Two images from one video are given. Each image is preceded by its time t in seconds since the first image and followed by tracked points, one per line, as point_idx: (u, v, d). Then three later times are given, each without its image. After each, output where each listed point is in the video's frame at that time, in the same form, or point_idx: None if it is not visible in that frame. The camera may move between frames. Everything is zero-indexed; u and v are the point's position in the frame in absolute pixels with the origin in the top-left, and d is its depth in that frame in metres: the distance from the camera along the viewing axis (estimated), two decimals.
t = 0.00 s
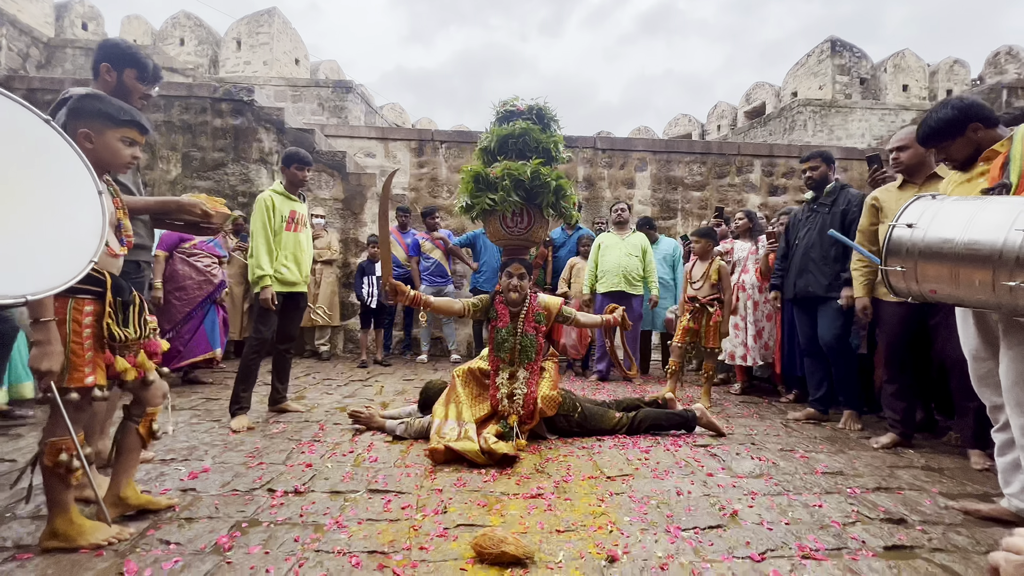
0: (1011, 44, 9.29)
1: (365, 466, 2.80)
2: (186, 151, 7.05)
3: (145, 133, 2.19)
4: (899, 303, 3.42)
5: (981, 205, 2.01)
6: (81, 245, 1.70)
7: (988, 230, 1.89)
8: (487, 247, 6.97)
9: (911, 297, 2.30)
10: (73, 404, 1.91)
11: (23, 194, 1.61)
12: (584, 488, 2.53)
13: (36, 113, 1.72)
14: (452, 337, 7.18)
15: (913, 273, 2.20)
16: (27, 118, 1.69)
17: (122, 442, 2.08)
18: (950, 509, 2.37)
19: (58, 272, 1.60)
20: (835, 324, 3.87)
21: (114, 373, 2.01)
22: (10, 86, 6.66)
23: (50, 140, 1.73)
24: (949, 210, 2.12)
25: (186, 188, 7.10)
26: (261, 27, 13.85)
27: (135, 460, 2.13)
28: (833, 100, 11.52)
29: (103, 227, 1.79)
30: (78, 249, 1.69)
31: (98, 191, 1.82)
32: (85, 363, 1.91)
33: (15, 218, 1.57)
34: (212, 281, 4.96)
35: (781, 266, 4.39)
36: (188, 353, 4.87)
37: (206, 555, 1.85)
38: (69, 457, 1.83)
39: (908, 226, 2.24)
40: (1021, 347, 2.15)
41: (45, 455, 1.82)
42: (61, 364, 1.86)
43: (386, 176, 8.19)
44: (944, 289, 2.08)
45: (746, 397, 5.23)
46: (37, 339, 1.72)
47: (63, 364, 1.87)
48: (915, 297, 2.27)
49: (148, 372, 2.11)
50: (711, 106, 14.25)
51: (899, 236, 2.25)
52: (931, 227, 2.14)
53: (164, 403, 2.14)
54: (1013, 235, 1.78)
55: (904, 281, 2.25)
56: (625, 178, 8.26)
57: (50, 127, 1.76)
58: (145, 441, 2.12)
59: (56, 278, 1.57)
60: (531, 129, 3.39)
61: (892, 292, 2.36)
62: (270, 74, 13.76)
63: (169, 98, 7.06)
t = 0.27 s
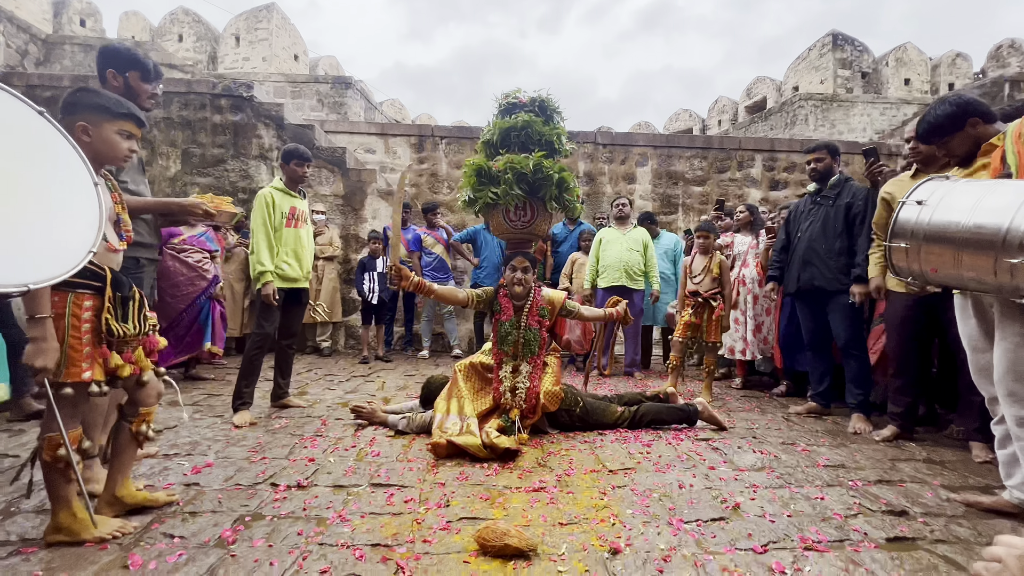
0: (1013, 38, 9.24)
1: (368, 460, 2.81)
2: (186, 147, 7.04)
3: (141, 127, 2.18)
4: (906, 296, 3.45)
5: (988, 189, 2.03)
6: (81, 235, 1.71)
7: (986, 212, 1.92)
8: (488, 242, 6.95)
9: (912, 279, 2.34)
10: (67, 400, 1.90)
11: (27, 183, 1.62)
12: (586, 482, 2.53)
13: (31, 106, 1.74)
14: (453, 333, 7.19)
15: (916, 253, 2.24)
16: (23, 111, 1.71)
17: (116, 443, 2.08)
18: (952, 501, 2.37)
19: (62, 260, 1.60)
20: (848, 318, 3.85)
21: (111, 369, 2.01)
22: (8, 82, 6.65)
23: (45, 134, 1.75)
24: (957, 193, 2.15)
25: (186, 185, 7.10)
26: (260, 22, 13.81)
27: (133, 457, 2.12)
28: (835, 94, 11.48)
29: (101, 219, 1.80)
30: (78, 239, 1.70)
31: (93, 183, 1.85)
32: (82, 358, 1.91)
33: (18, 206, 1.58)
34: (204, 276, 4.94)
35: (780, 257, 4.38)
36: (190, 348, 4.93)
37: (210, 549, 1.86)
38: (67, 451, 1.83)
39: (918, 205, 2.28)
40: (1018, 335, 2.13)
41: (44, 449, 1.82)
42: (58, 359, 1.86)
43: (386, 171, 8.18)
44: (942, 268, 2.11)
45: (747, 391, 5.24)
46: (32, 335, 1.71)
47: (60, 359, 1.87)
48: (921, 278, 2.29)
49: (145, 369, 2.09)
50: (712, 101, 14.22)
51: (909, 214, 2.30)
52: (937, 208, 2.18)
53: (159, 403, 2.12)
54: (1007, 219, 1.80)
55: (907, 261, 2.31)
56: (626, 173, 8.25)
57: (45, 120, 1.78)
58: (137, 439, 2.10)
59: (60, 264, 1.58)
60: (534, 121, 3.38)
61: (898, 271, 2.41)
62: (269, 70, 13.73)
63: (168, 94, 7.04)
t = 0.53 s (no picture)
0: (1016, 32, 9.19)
1: (372, 454, 2.81)
2: (187, 144, 7.04)
3: (145, 120, 2.18)
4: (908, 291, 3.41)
5: (989, 181, 1.99)
6: (76, 223, 1.69)
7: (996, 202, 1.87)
8: (490, 237, 6.95)
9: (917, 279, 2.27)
10: (73, 392, 1.90)
11: (22, 172, 1.61)
12: (590, 474, 2.53)
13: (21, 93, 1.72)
14: (455, 329, 7.19)
15: (920, 252, 2.17)
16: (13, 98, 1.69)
17: (115, 437, 2.08)
18: (957, 493, 2.37)
19: (59, 249, 1.59)
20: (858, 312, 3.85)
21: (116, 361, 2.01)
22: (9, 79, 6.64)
23: (40, 124, 1.75)
24: (956, 188, 2.11)
25: (187, 182, 7.10)
26: (259, 20, 13.79)
27: (128, 456, 2.13)
28: (837, 90, 11.44)
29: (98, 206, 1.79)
30: (75, 227, 1.68)
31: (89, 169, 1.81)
32: (88, 350, 1.91)
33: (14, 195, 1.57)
34: (201, 272, 4.94)
35: (790, 253, 4.35)
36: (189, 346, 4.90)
37: (216, 540, 1.86)
38: (70, 445, 1.84)
39: (915, 205, 2.21)
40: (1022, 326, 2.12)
41: (49, 443, 1.84)
42: (63, 351, 1.86)
43: (388, 168, 8.17)
44: (950, 266, 2.05)
45: (749, 386, 5.24)
46: (32, 326, 1.71)
47: (65, 350, 1.88)
48: (923, 276, 2.23)
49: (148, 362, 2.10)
50: (713, 97, 14.19)
51: (907, 214, 2.23)
52: (938, 205, 2.12)
53: (160, 395, 2.16)
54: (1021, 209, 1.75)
55: (910, 262, 2.23)
56: (627, 169, 8.23)
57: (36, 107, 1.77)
58: (138, 434, 2.13)
59: (58, 252, 1.57)
60: (538, 114, 3.37)
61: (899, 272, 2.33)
62: (270, 67, 13.72)
63: (169, 90, 7.03)
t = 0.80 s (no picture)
0: (1016, 28, 9.15)
1: (368, 448, 2.80)
2: (185, 140, 7.02)
3: (138, 110, 2.16)
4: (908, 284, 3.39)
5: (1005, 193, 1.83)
6: (62, 214, 1.68)
7: None
8: (488, 233, 6.93)
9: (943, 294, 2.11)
10: (68, 385, 1.89)
11: (11, 160, 1.59)
12: (588, 468, 2.52)
13: (13, 77, 1.67)
14: (454, 325, 7.18)
15: (944, 271, 2.00)
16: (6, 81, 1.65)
17: (114, 428, 2.06)
18: (956, 486, 2.36)
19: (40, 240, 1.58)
20: (858, 306, 3.84)
21: (110, 353, 2.00)
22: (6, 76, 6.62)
23: (26, 108, 1.70)
24: (969, 199, 1.94)
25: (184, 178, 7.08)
26: (258, 17, 13.74)
27: (129, 447, 2.10)
28: (837, 86, 11.40)
29: (83, 197, 1.77)
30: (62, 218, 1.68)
31: (77, 158, 1.80)
32: (84, 342, 1.89)
33: None
34: (195, 268, 4.92)
35: (791, 247, 4.33)
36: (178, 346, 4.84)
37: (210, 533, 1.85)
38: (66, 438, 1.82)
39: (925, 225, 2.04)
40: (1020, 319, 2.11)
41: (44, 435, 1.81)
42: (58, 343, 1.85)
43: (386, 164, 8.15)
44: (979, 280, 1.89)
45: (748, 381, 5.24)
46: (24, 318, 1.70)
47: (60, 343, 1.86)
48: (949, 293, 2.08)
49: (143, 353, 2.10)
50: (713, 94, 14.17)
51: (918, 232, 2.05)
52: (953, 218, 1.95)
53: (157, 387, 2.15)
54: None
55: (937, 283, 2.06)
56: (627, 165, 8.21)
57: (27, 92, 1.72)
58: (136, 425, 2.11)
59: (40, 244, 1.57)
60: (538, 106, 3.35)
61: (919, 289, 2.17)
62: (268, 65, 13.68)
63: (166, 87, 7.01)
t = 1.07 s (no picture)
0: (1015, 27, 9.15)
1: (367, 446, 2.80)
2: (184, 139, 7.01)
3: (136, 106, 2.16)
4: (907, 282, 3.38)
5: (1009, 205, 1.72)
6: (56, 216, 1.68)
7: None
8: (487, 232, 6.93)
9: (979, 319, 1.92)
10: (64, 382, 1.88)
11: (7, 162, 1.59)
12: (586, 465, 2.52)
13: (16, 81, 1.68)
14: (453, 325, 7.17)
15: (970, 297, 1.85)
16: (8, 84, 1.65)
17: (119, 418, 2.09)
18: (955, 483, 2.36)
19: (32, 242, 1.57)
20: (857, 304, 3.83)
21: (106, 351, 2.01)
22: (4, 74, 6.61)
23: (28, 110, 1.70)
24: (974, 216, 1.82)
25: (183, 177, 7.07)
26: (257, 16, 13.72)
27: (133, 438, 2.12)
28: (836, 85, 11.40)
29: (79, 200, 1.77)
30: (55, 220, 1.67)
31: (75, 162, 1.80)
32: (77, 340, 1.88)
33: None
34: (194, 266, 4.93)
35: (789, 245, 4.33)
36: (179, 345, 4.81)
37: (208, 530, 1.85)
38: (63, 434, 1.82)
39: (938, 251, 1.92)
40: None
41: (39, 433, 1.82)
42: (52, 341, 1.83)
43: (385, 163, 8.14)
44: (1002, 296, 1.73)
45: (747, 379, 5.23)
46: (23, 314, 1.70)
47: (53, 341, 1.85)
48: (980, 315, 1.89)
49: (141, 350, 2.11)
50: (713, 94, 14.18)
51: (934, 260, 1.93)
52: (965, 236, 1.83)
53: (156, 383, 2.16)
54: None
55: (968, 311, 1.89)
56: (626, 164, 8.21)
57: (30, 95, 1.72)
58: (140, 417, 2.13)
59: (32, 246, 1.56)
60: (539, 104, 3.34)
61: (947, 316, 2.01)
62: (267, 64, 13.67)
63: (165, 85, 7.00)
